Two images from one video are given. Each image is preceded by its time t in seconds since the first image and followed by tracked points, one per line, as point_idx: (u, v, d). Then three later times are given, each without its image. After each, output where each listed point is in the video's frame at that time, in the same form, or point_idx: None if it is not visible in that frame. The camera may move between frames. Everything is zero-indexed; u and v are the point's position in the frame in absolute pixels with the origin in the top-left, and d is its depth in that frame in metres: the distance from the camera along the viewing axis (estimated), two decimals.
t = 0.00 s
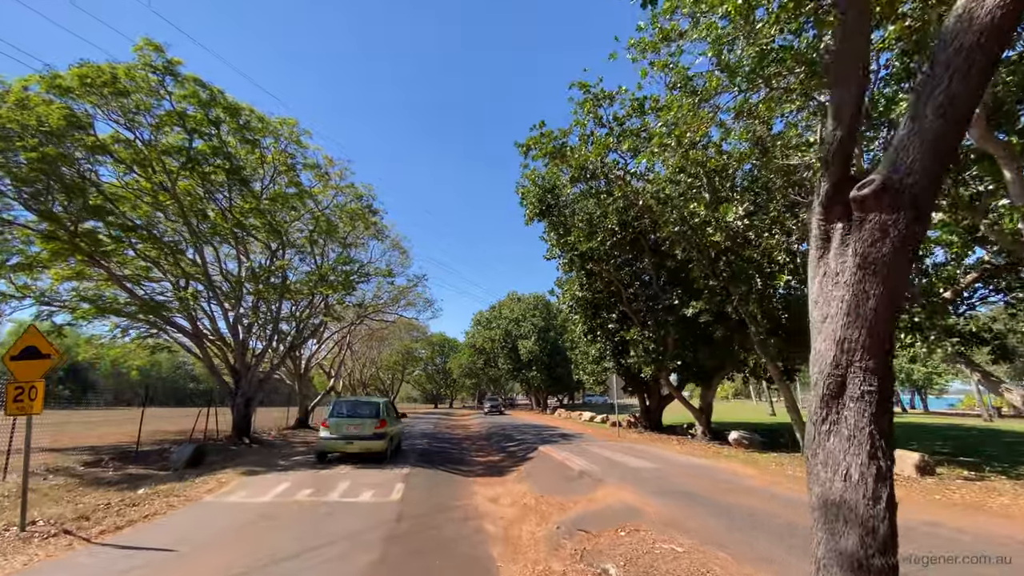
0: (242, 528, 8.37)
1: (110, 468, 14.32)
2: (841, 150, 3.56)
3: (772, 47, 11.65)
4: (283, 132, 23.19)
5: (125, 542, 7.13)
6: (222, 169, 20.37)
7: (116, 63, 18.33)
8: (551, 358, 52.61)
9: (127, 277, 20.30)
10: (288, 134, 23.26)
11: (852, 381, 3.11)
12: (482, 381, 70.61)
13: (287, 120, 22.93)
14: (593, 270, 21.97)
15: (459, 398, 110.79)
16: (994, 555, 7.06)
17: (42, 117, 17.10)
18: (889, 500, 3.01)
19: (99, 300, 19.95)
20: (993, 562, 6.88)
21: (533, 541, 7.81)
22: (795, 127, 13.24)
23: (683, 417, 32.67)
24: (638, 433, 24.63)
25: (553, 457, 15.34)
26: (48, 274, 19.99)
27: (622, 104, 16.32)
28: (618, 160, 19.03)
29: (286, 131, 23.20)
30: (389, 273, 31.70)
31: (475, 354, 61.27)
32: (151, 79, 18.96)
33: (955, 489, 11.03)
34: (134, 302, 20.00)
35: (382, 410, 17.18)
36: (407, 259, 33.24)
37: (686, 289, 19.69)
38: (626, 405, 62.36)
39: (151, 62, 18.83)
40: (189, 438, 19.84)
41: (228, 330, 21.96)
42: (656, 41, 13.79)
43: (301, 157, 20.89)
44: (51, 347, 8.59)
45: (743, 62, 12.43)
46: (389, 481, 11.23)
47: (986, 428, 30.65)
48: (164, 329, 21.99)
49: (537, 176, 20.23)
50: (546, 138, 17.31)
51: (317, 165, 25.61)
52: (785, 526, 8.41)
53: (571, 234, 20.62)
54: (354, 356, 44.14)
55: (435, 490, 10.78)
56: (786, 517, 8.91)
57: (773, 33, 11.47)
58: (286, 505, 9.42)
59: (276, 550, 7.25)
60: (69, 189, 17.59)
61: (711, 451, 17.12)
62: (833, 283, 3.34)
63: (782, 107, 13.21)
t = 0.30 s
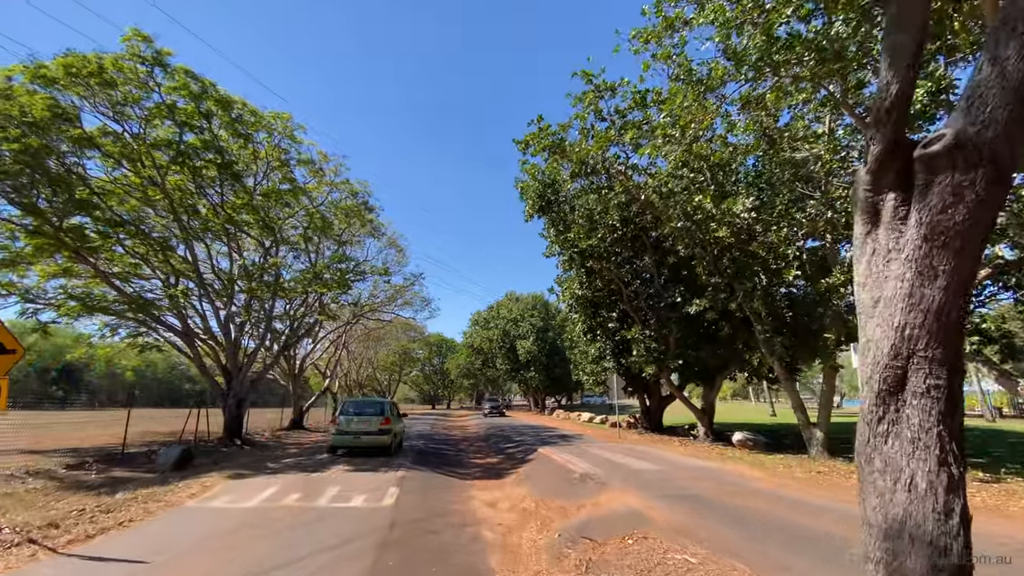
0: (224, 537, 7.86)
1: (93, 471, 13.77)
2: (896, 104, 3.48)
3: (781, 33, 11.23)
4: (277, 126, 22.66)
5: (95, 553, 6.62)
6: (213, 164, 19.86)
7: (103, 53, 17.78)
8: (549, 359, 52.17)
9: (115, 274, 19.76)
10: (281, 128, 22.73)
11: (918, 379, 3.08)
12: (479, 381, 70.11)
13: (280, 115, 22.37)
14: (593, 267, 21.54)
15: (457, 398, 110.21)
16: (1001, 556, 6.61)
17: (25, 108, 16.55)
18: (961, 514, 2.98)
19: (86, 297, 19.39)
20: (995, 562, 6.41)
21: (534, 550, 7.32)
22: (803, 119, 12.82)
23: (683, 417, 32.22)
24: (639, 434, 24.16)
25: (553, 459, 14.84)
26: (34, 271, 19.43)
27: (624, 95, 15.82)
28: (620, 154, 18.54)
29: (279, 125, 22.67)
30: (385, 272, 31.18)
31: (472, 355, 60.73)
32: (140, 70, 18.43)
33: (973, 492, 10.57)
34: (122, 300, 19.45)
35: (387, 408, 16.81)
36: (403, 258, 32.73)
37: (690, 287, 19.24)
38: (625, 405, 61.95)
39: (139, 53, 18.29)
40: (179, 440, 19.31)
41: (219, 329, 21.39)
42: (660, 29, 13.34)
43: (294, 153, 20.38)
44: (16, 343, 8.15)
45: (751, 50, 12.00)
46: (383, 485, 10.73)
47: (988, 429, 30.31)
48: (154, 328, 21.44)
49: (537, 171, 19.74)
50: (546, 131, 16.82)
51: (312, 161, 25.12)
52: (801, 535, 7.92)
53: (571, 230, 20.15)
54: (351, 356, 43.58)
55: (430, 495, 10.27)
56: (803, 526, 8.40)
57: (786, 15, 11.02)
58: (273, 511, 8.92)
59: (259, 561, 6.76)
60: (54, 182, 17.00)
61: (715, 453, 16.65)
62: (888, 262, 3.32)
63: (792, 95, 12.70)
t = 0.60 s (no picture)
0: (207, 544, 7.40)
1: (76, 473, 13.29)
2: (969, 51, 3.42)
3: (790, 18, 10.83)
4: (271, 121, 22.18)
5: (63, 564, 6.16)
6: (206, 158, 19.42)
7: (91, 43, 17.31)
8: (548, 359, 51.77)
9: (105, 271, 19.27)
10: (276, 123, 22.24)
11: (1003, 367, 3.06)
12: (478, 381, 69.63)
13: (275, 109, 21.89)
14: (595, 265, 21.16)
15: (456, 399, 109.69)
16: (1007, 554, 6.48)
17: (10, 98, 16.07)
18: None
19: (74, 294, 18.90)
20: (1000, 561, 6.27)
21: (538, 558, 6.86)
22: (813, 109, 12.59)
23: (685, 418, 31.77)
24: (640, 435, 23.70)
25: (554, 460, 14.38)
26: (20, 268, 18.92)
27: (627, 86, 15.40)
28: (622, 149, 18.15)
29: (274, 120, 22.18)
30: (382, 270, 30.69)
31: (470, 355, 60.25)
32: (129, 61, 17.96)
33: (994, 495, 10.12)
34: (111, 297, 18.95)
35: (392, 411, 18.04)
36: (401, 256, 32.25)
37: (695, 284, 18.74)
38: (624, 406, 61.54)
39: (129, 44, 17.82)
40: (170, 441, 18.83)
41: (211, 328, 20.86)
42: (665, 17, 12.93)
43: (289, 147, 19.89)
44: None
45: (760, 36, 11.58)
46: (377, 488, 10.26)
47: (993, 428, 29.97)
48: (145, 326, 20.95)
49: (538, 165, 19.32)
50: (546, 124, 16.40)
51: (307, 157, 24.66)
52: (820, 540, 7.48)
53: (572, 226, 19.72)
54: (347, 356, 43.08)
55: (427, 499, 9.80)
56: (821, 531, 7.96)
57: None
58: (260, 516, 8.46)
59: (241, 571, 6.28)
60: (41, 175, 16.53)
61: (720, 454, 16.18)
62: (961, 235, 3.38)
63: (799, 85, 12.38)
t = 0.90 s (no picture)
0: (181, 557, 6.92)
1: (58, 478, 12.81)
2: None
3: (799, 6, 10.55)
4: (264, 115, 21.69)
5: None
6: (197, 153, 18.94)
7: (77, 33, 16.80)
8: (546, 359, 51.44)
9: (92, 268, 18.76)
10: (269, 117, 21.73)
11: None
12: (475, 382, 69.17)
13: (268, 103, 21.38)
14: (595, 263, 20.77)
15: (454, 400, 109.13)
16: (1000, 556, 6.73)
17: None
18: None
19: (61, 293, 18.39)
20: (992, 562, 6.52)
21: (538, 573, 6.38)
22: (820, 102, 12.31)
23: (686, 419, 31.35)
24: (641, 436, 23.27)
25: (554, 464, 13.92)
26: (5, 265, 18.41)
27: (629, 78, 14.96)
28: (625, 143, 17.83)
29: (267, 114, 21.68)
30: (378, 269, 30.22)
31: (469, 355, 59.75)
32: (116, 52, 17.46)
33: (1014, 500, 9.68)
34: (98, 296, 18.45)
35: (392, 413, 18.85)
36: (398, 255, 31.81)
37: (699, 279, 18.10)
38: (623, 407, 61.22)
39: (116, 34, 17.31)
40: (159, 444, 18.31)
41: (202, 328, 20.31)
42: (670, 4, 12.48)
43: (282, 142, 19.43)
44: None
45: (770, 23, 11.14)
46: (369, 495, 9.76)
47: (996, 428, 29.59)
48: (135, 326, 20.43)
49: (537, 160, 18.85)
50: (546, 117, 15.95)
51: (302, 153, 24.18)
52: (839, 551, 7.02)
53: (572, 223, 19.29)
54: (344, 356, 42.62)
55: (421, 506, 9.32)
56: (839, 541, 7.50)
57: None
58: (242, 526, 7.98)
59: None
60: (24, 169, 16.02)
61: (724, 457, 15.74)
62: None
63: (808, 74, 11.98)
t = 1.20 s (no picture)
0: (155, 567, 6.43)
1: (37, 480, 12.29)
2: None
3: None
4: (257, 108, 21.19)
5: None
6: (187, 145, 18.42)
7: (62, 20, 16.24)
8: (545, 359, 51.00)
9: (79, 264, 18.20)
10: (262, 110, 21.21)
11: None
12: (474, 382, 68.65)
13: (261, 96, 20.88)
14: (595, 259, 20.30)
15: (452, 400, 108.57)
16: (998, 556, 6.70)
17: None
18: None
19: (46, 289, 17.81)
20: (990, 562, 6.47)
21: None
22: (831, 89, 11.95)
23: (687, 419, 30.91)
24: (642, 436, 22.81)
25: (554, 465, 13.42)
26: None
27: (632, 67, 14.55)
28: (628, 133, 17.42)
29: (260, 107, 21.15)
30: (374, 267, 29.73)
31: (467, 355, 59.23)
32: (104, 41, 16.91)
33: None
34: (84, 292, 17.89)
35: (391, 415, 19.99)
36: (394, 252, 31.30)
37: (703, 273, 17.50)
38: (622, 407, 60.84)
39: (103, 22, 16.76)
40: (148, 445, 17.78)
41: (193, 325, 19.77)
42: None
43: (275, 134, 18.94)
44: None
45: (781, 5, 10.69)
46: (360, 499, 9.25)
47: (999, 428, 29.25)
48: (125, 323, 19.89)
49: (537, 153, 18.35)
50: (547, 107, 15.44)
51: (296, 147, 23.68)
52: (858, 554, 6.64)
53: (573, 219, 18.83)
54: (340, 356, 42.07)
55: (415, 510, 8.84)
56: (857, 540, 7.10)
57: None
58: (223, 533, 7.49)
59: None
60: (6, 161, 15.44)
61: (729, 458, 15.28)
62: None
63: (819, 60, 11.55)
